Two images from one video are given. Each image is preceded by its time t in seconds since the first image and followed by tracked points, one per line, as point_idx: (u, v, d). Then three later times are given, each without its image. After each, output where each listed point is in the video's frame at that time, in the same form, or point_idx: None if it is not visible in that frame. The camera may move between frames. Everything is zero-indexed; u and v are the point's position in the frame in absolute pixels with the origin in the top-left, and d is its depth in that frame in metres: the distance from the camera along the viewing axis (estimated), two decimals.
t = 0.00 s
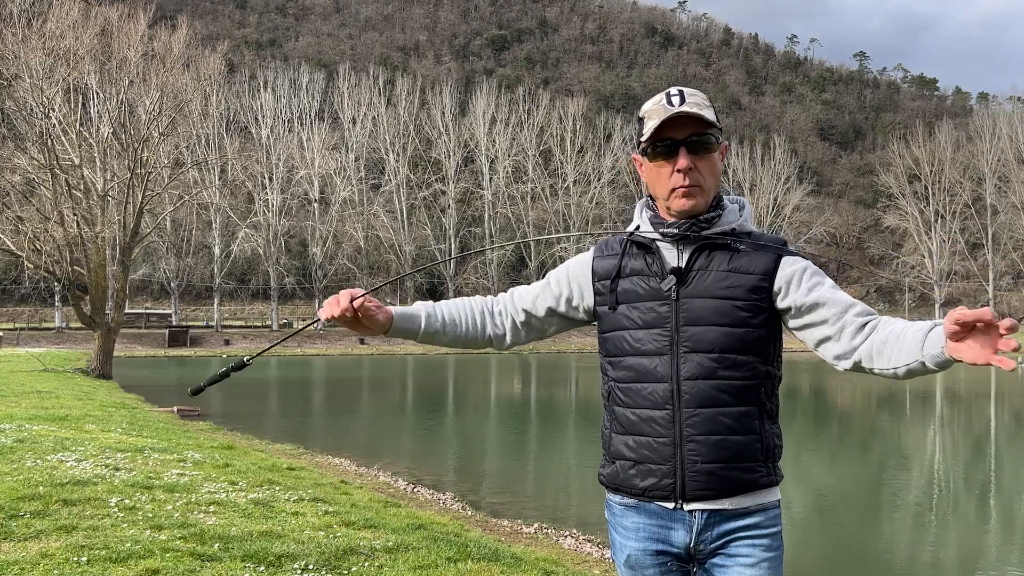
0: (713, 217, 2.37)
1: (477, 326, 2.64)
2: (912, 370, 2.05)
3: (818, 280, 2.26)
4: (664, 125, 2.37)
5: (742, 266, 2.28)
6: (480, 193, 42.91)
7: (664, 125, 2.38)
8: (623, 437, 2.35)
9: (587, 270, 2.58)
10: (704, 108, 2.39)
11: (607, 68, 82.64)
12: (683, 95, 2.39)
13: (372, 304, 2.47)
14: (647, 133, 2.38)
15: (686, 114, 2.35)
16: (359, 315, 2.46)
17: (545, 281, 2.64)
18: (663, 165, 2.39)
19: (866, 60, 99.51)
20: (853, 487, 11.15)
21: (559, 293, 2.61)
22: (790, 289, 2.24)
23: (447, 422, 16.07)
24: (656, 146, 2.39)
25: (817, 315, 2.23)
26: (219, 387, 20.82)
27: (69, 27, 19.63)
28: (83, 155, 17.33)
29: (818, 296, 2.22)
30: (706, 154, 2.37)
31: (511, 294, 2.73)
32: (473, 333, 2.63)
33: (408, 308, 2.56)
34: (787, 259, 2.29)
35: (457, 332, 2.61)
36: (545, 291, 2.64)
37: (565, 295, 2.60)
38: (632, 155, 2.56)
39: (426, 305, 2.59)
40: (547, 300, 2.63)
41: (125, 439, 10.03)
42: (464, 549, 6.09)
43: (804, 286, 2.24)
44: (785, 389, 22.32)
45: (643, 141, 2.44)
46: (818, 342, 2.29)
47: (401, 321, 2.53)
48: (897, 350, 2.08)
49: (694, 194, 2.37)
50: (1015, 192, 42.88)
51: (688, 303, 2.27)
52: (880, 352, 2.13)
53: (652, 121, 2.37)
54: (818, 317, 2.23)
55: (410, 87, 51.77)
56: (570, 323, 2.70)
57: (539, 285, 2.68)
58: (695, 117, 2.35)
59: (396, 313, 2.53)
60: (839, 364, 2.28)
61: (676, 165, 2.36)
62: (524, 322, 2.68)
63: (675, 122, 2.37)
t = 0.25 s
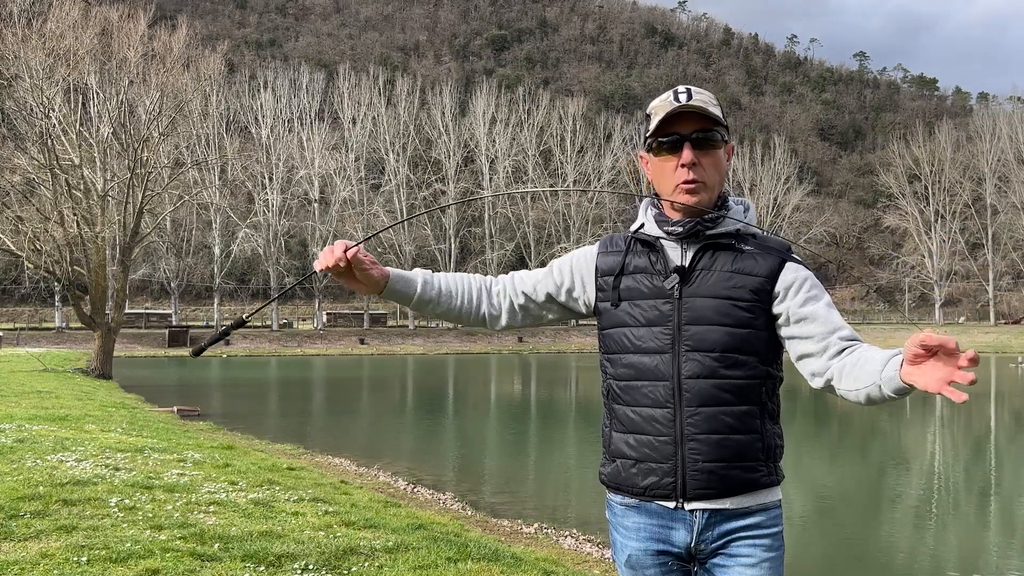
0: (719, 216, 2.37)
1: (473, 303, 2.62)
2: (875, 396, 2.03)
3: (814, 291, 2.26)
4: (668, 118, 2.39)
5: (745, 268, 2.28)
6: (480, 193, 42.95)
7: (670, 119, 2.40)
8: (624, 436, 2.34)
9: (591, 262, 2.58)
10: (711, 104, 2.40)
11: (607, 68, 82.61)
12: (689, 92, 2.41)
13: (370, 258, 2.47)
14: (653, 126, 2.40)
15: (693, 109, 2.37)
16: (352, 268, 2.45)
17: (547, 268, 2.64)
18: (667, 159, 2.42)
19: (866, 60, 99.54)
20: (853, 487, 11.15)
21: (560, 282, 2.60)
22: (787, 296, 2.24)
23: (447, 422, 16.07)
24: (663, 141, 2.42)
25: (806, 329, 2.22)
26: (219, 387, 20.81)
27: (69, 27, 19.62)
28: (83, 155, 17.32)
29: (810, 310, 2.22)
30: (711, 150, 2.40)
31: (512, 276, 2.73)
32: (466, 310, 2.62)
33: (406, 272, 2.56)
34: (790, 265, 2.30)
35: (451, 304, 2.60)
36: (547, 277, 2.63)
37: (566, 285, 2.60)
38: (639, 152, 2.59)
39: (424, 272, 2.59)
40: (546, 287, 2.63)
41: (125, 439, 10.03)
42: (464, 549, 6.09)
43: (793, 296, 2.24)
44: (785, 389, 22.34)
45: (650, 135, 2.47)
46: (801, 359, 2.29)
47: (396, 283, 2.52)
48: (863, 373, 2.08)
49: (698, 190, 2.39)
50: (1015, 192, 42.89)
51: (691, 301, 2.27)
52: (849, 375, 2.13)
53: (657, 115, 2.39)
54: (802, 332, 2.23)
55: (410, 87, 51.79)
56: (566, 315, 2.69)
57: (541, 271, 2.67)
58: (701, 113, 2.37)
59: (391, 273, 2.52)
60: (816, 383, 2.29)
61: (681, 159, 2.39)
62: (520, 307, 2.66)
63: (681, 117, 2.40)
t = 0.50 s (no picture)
0: (719, 216, 2.37)
1: (472, 293, 2.63)
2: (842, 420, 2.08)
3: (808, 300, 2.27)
4: (668, 116, 2.40)
5: (747, 270, 2.27)
6: (481, 193, 42.97)
7: (669, 117, 2.42)
8: (624, 436, 2.34)
9: (592, 259, 2.58)
10: (712, 104, 2.40)
11: (607, 68, 82.62)
12: (691, 92, 2.40)
13: (368, 243, 2.49)
14: (653, 124, 2.41)
15: (694, 107, 2.37)
16: (351, 249, 2.47)
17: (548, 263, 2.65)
18: (666, 157, 2.42)
19: (866, 60, 99.56)
20: (853, 487, 11.17)
21: (560, 278, 2.62)
22: (782, 303, 2.25)
23: (447, 422, 16.09)
24: (664, 138, 2.42)
25: (797, 339, 2.23)
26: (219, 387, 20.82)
27: (69, 27, 19.64)
28: (83, 155, 17.32)
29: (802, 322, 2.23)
30: (710, 149, 2.39)
31: (512, 269, 2.73)
32: (466, 298, 2.63)
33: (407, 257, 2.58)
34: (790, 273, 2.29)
35: (450, 292, 2.61)
36: (548, 270, 2.64)
37: (566, 281, 2.61)
38: (640, 151, 2.58)
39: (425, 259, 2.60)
40: (546, 280, 2.64)
41: (125, 439, 10.03)
42: (464, 549, 6.09)
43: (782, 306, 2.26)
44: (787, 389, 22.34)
45: (650, 133, 2.48)
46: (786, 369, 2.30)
47: (395, 268, 2.54)
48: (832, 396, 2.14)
49: (700, 187, 2.39)
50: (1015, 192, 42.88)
51: (692, 301, 2.27)
52: (823, 392, 2.18)
53: (658, 114, 2.40)
54: (790, 344, 2.24)
55: (410, 87, 51.82)
56: (566, 310, 2.69)
57: (543, 265, 2.68)
58: (702, 112, 2.37)
59: (391, 258, 2.54)
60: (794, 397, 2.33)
61: (679, 157, 2.39)
62: (520, 299, 2.67)
63: (681, 115, 2.40)
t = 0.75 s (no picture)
0: (718, 216, 2.36)
1: (471, 293, 2.63)
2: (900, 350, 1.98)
3: (819, 283, 2.23)
4: (671, 115, 2.42)
5: (746, 267, 2.27)
6: (481, 193, 42.99)
7: (671, 116, 2.44)
8: (622, 435, 2.34)
9: (591, 260, 2.59)
10: (715, 103, 2.43)
11: (607, 68, 82.64)
12: (694, 91, 2.42)
13: (369, 244, 2.48)
14: (656, 125, 2.43)
15: (697, 107, 2.39)
16: (352, 250, 2.47)
17: (548, 263, 2.65)
18: (670, 154, 2.42)
19: (866, 60, 99.60)
20: (853, 487, 11.15)
21: (562, 277, 2.61)
22: (793, 285, 2.23)
23: (447, 422, 16.10)
24: (667, 137, 2.43)
25: (814, 314, 2.19)
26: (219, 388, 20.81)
27: (69, 27, 19.65)
28: (83, 155, 17.31)
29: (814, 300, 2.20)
30: (712, 148, 2.40)
31: (511, 270, 2.73)
32: (465, 299, 2.62)
33: (409, 259, 2.57)
34: (791, 260, 2.28)
35: (451, 293, 2.60)
36: (547, 269, 2.64)
37: (568, 280, 2.61)
38: (642, 153, 2.59)
39: (426, 261, 2.60)
40: (545, 280, 2.64)
41: (125, 439, 10.03)
42: (464, 549, 6.09)
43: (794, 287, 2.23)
44: (785, 388, 22.35)
45: (653, 131, 2.49)
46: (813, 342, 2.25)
47: (396, 269, 2.53)
48: (879, 338, 2.05)
49: (701, 186, 2.38)
50: (1015, 192, 42.88)
51: (691, 301, 2.27)
52: (865, 346, 2.09)
53: (661, 111, 2.43)
54: (813, 316, 2.20)
55: (410, 87, 51.85)
56: (566, 310, 2.70)
57: (541, 265, 2.68)
58: (704, 110, 2.39)
59: (392, 260, 2.53)
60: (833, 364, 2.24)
61: (681, 157, 2.39)
62: (520, 299, 2.67)
63: (683, 114, 2.42)
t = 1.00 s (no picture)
0: (718, 214, 2.36)
1: (472, 295, 2.63)
2: (921, 300, 2.00)
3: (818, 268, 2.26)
4: (671, 114, 2.41)
5: (747, 262, 2.28)
6: (481, 194, 43.00)
7: (671, 116, 2.43)
8: (623, 435, 2.35)
9: (592, 260, 2.59)
10: (713, 100, 2.43)
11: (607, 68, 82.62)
12: (692, 90, 2.42)
13: (370, 244, 2.49)
14: (656, 124, 2.43)
15: (697, 105, 2.38)
16: (352, 251, 2.48)
17: (550, 265, 2.65)
18: (669, 153, 2.42)
19: (866, 60, 99.61)
20: (853, 487, 11.14)
21: (562, 279, 2.62)
22: (795, 270, 2.25)
23: (447, 422, 16.09)
24: (667, 136, 2.43)
25: (819, 293, 2.21)
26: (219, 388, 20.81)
27: (69, 27, 19.63)
28: (83, 155, 17.30)
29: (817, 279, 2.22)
30: (712, 146, 2.40)
31: (511, 273, 2.73)
32: (465, 302, 2.63)
33: (410, 261, 2.58)
34: (788, 250, 2.30)
35: (451, 296, 2.61)
36: (548, 272, 2.65)
37: (569, 282, 2.61)
38: (641, 152, 2.59)
39: (426, 264, 2.60)
40: (547, 281, 2.64)
41: (125, 439, 10.03)
42: (464, 549, 6.08)
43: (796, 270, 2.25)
44: (785, 388, 22.35)
45: (654, 129, 2.48)
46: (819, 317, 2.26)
47: (396, 272, 2.54)
48: (894, 293, 2.07)
49: (701, 185, 2.38)
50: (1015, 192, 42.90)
51: (692, 300, 2.27)
52: (879, 307, 2.11)
53: (661, 110, 2.43)
54: (822, 292, 2.21)
55: (410, 87, 51.85)
56: (567, 311, 2.70)
57: (541, 267, 2.69)
58: (705, 108, 2.38)
59: (393, 262, 2.54)
60: (844, 336, 2.25)
61: (682, 154, 2.39)
62: (521, 302, 2.67)
63: (684, 112, 2.41)
